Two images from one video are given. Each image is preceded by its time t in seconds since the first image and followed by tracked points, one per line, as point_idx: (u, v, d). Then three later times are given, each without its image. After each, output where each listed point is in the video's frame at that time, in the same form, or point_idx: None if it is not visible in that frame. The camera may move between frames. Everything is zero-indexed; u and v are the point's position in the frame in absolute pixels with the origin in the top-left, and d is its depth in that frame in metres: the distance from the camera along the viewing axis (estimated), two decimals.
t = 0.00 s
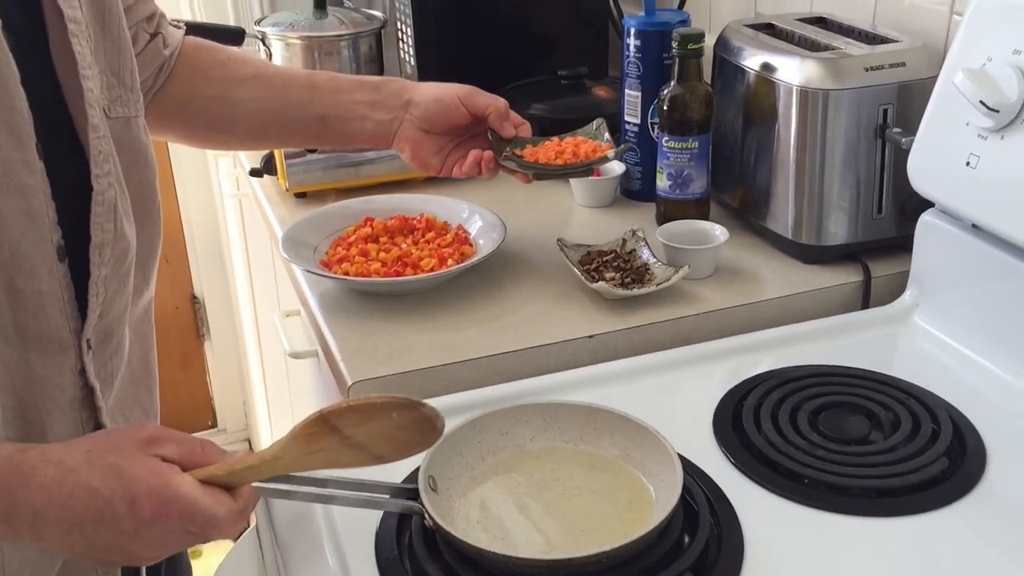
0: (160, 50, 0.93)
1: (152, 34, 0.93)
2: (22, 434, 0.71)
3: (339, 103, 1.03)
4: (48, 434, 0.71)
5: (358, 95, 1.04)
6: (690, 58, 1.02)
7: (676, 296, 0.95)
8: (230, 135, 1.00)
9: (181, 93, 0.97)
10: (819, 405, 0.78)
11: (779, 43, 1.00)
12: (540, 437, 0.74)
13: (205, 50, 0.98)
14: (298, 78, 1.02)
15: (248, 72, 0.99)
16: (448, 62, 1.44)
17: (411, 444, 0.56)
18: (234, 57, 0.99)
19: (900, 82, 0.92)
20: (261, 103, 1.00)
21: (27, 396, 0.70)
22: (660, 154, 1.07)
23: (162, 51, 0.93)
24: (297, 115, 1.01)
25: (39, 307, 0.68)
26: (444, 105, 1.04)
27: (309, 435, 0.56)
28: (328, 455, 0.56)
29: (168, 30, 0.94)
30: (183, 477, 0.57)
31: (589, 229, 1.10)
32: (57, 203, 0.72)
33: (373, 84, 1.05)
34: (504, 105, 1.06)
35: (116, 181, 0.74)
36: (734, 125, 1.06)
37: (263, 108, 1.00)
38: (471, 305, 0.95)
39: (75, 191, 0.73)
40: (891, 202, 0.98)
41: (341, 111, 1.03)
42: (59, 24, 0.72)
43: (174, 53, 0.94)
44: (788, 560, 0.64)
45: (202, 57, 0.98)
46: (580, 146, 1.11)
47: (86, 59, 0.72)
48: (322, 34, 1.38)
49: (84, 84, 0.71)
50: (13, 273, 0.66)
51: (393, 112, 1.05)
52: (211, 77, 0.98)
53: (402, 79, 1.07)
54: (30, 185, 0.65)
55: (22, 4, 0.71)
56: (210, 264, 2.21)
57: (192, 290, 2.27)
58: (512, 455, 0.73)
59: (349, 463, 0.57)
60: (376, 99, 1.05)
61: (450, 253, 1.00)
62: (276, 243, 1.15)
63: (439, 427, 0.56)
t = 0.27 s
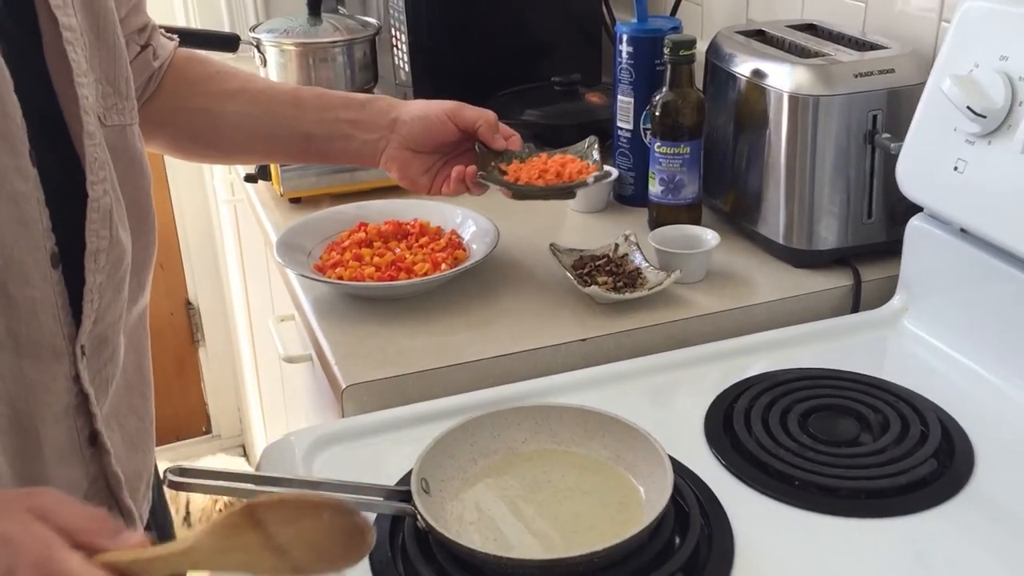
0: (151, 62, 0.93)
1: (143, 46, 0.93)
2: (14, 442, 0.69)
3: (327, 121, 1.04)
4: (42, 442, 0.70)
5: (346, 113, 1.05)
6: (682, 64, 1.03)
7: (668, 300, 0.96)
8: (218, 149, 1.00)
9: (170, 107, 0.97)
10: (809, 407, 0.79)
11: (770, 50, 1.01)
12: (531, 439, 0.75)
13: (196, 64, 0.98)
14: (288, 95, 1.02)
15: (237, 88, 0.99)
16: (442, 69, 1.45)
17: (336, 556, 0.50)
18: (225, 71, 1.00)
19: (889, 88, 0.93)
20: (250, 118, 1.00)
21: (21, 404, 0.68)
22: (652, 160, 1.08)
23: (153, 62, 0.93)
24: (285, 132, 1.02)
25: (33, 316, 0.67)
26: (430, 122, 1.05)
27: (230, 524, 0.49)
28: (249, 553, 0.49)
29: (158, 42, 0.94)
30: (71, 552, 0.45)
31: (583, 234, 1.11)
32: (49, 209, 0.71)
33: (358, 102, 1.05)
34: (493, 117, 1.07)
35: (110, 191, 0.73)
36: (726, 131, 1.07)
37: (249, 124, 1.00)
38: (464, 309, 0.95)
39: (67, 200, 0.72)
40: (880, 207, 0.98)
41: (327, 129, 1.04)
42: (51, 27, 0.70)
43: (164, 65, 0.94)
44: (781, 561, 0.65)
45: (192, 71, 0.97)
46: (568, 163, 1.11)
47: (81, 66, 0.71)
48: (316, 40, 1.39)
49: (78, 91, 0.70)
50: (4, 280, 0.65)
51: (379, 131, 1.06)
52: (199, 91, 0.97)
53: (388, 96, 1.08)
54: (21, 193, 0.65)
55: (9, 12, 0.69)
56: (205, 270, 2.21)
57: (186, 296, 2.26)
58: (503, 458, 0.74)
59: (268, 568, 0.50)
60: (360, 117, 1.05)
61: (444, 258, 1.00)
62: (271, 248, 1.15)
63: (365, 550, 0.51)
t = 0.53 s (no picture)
0: (161, 67, 0.91)
1: (153, 51, 0.91)
2: None
3: (332, 143, 0.98)
4: (27, 448, 0.70)
5: (353, 137, 0.99)
6: (676, 65, 1.03)
7: (663, 301, 0.96)
8: (222, 160, 0.97)
9: (178, 114, 0.94)
10: (803, 407, 0.79)
11: (763, 51, 1.01)
12: (527, 439, 0.75)
13: (213, 72, 0.95)
14: (299, 111, 0.97)
15: (246, 102, 0.95)
16: (437, 70, 1.45)
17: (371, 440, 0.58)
18: (239, 82, 0.96)
19: (883, 89, 0.94)
20: (256, 134, 0.96)
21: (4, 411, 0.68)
22: (647, 161, 1.08)
23: (163, 68, 0.91)
24: (288, 153, 0.97)
25: (15, 323, 0.67)
26: (435, 155, 0.97)
27: (266, 425, 0.55)
28: (275, 452, 0.55)
29: (173, 49, 0.92)
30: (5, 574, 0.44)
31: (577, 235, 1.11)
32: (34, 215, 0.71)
33: (367, 125, 0.99)
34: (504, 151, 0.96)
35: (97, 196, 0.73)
36: (720, 133, 1.08)
37: (255, 138, 0.96)
38: (459, 310, 0.96)
39: (52, 205, 0.72)
40: (873, 207, 0.99)
41: (330, 152, 0.98)
42: (37, 31, 0.70)
43: (177, 72, 0.92)
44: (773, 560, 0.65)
45: (208, 80, 0.94)
46: (575, 214, 0.91)
47: (69, 71, 0.70)
48: (311, 41, 1.39)
49: (65, 96, 0.69)
50: None
51: (385, 158, 1.00)
52: (210, 102, 0.94)
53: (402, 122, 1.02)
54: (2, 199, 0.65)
55: None
56: (200, 271, 2.21)
57: (179, 297, 2.28)
58: (498, 458, 0.74)
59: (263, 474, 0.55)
60: (367, 144, 0.99)
61: (439, 259, 1.01)
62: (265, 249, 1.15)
63: (415, 421, 0.60)
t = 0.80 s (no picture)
0: (171, 75, 0.81)
1: (163, 58, 0.82)
2: None
3: (344, 183, 0.79)
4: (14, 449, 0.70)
5: (369, 184, 0.79)
6: (672, 64, 1.03)
7: (657, 299, 0.96)
8: (232, 191, 0.83)
9: (188, 135, 0.82)
10: (798, 406, 0.79)
11: (759, 50, 1.01)
12: (521, 438, 0.75)
13: (235, 92, 0.83)
14: (316, 136, 0.81)
15: (263, 128, 0.80)
16: (432, 69, 1.45)
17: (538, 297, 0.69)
18: (257, 104, 0.82)
19: (878, 88, 0.94)
20: (269, 164, 0.80)
21: None
22: (642, 160, 1.08)
23: (172, 77, 0.81)
24: (298, 188, 0.80)
25: None
26: (451, 219, 0.76)
27: (440, 281, 0.64)
28: (467, 292, 0.65)
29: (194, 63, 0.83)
30: None
31: (572, 234, 1.11)
32: (6, 219, 0.67)
33: (388, 173, 0.79)
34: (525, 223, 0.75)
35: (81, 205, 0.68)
36: (715, 131, 1.08)
37: (274, 170, 0.80)
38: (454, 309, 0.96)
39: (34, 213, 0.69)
40: (869, 206, 0.99)
41: (344, 191, 0.79)
42: (12, 33, 0.65)
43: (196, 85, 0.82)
44: (768, 558, 0.65)
45: (229, 99, 0.82)
46: (586, 312, 0.82)
47: (46, 76, 0.66)
48: (306, 39, 1.39)
49: (42, 103, 0.65)
50: None
51: (400, 214, 0.79)
52: (229, 123, 0.81)
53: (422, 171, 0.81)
54: None
55: None
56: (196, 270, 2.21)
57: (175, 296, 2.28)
58: (493, 456, 0.74)
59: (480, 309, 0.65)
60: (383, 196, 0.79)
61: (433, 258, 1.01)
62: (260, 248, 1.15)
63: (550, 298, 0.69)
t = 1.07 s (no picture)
0: (169, 81, 0.78)
1: (162, 65, 0.79)
2: None
3: (359, 205, 0.75)
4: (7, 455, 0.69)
5: (380, 207, 0.75)
6: (670, 66, 1.03)
7: (656, 302, 0.96)
8: (245, 209, 0.78)
9: (195, 149, 0.78)
10: (796, 410, 0.79)
11: (758, 52, 1.01)
12: (519, 442, 0.75)
13: (244, 102, 0.78)
14: (328, 150, 0.76)
15: (270, 141, 0.76)
16: (430, 70, 1.45)
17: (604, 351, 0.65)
18: (268, 117, 0.77)
19: (877, 91, 0.94)
20: (274, 181, 0.76)
21: None
22: (640, 162, 1.08)
23: (171, 82, 0.78)
24: (309, 206, 0.76)
25: None
26: (460, 256, 0.73)
27: (529, 323, 0.64)
28: (549, 338, 0.63)
29: (193, 69, 0.79)
30: None
31: (570, 236, 1.11)
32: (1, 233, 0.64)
33: (399, 197, 0.75)
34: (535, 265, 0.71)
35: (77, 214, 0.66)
36: (713, 134, 1.07)
37: (279, 188, 0.76)
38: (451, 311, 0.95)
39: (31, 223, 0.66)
40: (867, 209, 0.99)
41: (358, 214, 0.75)
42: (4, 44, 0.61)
43: (195, 94, 0.78)
44: (766, 563, 0.65)
45: (232, 108, 0.78)
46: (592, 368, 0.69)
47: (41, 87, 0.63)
48: (304, 41, 1.39)
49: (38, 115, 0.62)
50: None
51: (410, 242, 0.75)
52: (233, 136, 0.77)
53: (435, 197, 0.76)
54: None
55: None
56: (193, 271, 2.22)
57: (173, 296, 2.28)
58: (490, 460, 0.74)
59: (567, 351, 0.63)
60: (397, 223, 0.75)
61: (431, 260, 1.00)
62: (257, 250, 1.15)
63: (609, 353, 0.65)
